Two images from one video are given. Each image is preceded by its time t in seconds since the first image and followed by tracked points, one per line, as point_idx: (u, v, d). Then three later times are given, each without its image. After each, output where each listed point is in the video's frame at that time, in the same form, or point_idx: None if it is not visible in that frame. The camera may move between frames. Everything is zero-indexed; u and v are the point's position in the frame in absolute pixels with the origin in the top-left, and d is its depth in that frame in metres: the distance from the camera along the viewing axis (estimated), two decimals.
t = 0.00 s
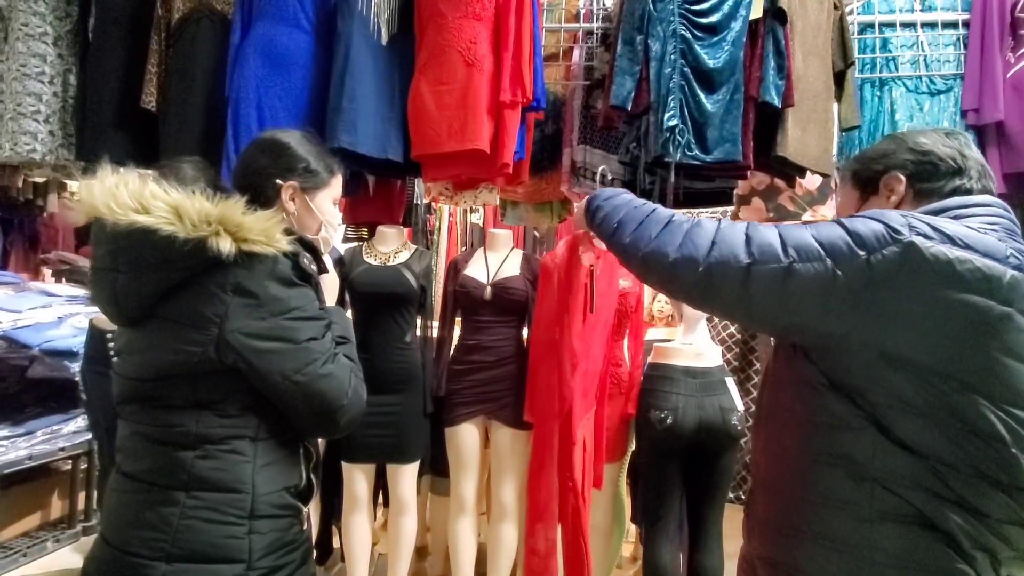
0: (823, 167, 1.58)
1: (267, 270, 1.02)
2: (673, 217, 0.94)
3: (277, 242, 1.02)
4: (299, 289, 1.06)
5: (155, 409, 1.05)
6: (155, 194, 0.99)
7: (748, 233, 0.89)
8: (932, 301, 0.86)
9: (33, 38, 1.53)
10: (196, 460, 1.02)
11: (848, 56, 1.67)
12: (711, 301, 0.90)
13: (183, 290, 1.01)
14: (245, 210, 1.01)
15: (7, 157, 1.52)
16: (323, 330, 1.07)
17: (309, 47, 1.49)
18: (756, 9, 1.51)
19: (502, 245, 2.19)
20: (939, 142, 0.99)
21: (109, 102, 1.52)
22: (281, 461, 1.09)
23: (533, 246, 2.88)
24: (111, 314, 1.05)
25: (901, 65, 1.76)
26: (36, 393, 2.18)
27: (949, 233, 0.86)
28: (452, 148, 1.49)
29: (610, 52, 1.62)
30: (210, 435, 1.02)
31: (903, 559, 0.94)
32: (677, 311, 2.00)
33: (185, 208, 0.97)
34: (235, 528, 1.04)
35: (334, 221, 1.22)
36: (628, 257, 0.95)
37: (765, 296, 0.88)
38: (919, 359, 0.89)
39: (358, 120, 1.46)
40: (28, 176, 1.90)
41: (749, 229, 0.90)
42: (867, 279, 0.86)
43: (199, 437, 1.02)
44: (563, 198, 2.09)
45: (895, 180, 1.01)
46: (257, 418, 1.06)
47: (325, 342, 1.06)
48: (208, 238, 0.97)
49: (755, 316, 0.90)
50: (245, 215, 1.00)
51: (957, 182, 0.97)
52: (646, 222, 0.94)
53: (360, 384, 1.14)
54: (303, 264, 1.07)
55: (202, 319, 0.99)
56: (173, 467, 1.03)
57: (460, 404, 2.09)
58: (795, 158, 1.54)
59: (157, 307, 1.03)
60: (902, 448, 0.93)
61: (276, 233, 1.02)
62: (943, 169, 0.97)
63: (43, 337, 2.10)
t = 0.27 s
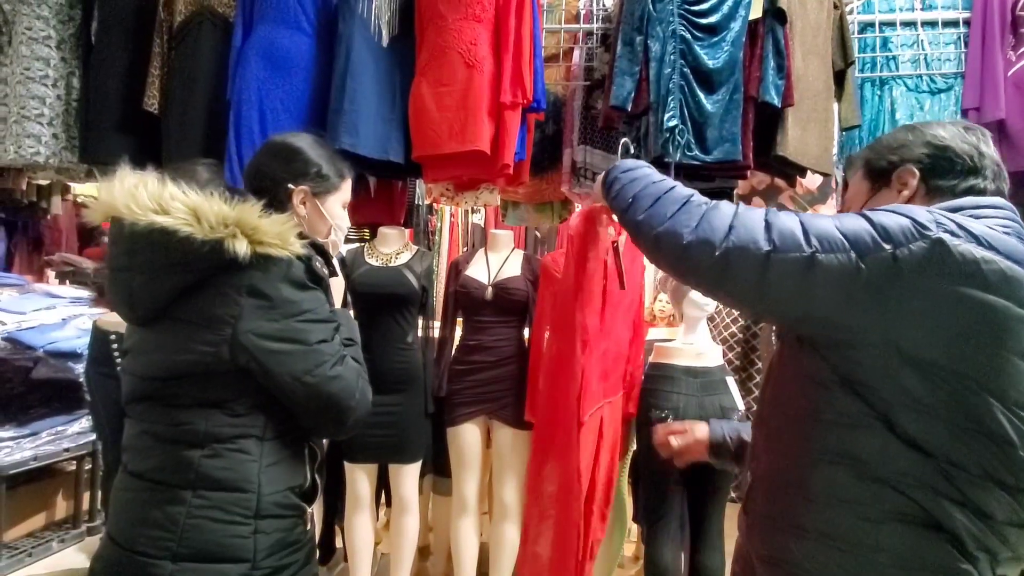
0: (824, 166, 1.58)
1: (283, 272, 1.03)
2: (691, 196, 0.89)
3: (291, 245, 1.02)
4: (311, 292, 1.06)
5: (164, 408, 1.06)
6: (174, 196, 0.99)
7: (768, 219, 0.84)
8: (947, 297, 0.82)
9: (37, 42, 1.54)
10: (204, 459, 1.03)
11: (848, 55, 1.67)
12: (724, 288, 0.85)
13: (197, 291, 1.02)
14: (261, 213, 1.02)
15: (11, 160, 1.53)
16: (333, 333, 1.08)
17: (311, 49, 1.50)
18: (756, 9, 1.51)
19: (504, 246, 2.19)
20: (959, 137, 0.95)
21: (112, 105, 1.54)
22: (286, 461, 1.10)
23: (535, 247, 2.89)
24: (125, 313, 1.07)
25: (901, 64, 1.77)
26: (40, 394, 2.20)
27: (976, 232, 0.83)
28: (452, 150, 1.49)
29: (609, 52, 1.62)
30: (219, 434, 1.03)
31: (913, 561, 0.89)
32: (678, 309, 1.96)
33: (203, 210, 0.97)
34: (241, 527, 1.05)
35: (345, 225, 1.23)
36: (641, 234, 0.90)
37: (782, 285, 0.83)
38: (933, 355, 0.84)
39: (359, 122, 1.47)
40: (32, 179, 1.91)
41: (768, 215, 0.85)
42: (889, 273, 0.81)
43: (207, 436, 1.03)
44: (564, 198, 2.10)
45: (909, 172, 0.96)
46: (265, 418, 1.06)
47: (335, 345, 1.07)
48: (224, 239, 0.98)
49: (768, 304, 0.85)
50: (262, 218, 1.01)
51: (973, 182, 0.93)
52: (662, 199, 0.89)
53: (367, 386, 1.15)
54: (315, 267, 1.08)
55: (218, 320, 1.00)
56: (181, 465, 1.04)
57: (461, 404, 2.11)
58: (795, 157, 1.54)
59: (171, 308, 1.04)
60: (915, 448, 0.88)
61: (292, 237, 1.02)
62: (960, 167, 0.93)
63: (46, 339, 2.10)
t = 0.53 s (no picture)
0: (823, 165, 1.57)
1: (279, 271, 1.03)
2: (706, 179, 0.83)
3: (286, 245, 1.02)
4: (307, 292, 1.06)
5: (162, 408, 1.06)
6: (171, 195, 1.00)
7: (789, 210, 0.80)
8: (958, 298, 0.78)
9: (40, 44, 1.55)
10: (201, 459, 1.04)
11: (848, 55, 1.67)
12: (740, 280, 0.81)
13: (195, 290, 1.03)
14: (257, 213, 1.02)
15: (15, 162, 1.54)
16: (330, 334, 1.08)
17: (311, 51, 1.50)
18: (755, 9, 1.51)
19: (504, 246, 2.20)
20: (986, 131, 0.88)
21: (114, 108, 1.54)
22: (282, 461, 1.11)
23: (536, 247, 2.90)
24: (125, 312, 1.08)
25: (902, 63, 1.77)
26: (44, 395, 2.21)
27: (999, 234, 0.80)
28: (452, 150, 1.50)
29: (609, 52, 1.63)
30: (215, 434, 1.04)
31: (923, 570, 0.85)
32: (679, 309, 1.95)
33: (198, 210, 0.98)
34: (236, 527, 1.05)
35: (346, 224, 1.23)
36: (652, 217, 0.84)
37: (801, 281, 0.79)
38: (942, 357, 0.80)
39: (359, 123, 1.48)
40: (35, 180, 1.93)
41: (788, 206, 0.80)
42: (914, 272, 0.78)
43: (204, 436, 1.04)
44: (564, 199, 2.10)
45: (931, 164, 0.89)
46: (261, 418, 1.07)
47: (331, 346, 1.07)
48: (219, 239, 0.98)
49: (784, 300, 0.81)
50: (256, 218, 1.01)
51: (993, 184, 0.88)
52: (676, 180, 0.83)
53: (365, 387, 1.15)
54: (309, 267, 1.08)
55: (214, 320, 1.01)
56: (178, 465, 1.05)
57: (462, 403, 2.11)
58: (795, 156, 1.54)
59: (170, 307, 1.05)
60: (922, 450, 0.83)
61: (286, 237, 1.02)
62: (985, 166, 0.88)
63: (49, 339, 2.11)
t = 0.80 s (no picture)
0: (820, 164, 1.58)
1: (251, 271, 1.02)
2: (705, 180, 0.79)
3: (258, 244, 1.01)
4: (285, 292, 1.05)
5: (149, 408, 1.07)
6: (144, 195, 1.00)
7: (796, 213, 0.76)
8: (959, 301, 0.76)
9: (39, 46, 1.55)
10: (184, 458, 1.04)
11: (845, 53, 1.67)
12: (744, 287, 0.77)
13: (175, 290, 1.03)
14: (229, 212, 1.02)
15: (14, 164, 1.55)
16: (311, 334, 1.07)
17: (308, 51, 1.50)
18: (751, 8, 1.51)
19: (501, 245, 2.20)
20: (995, 122, 0.85)
21: (112, 109, 1.55)
22: (267, 462, 1.10)
23: (534, 246, 2.91)
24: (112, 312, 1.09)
25: (899, 61, 1.77)
26: (44, 396, 2.22)
27: (1008, 238, 0.77)
28: (450, 150, 1.50)
29: (605, 52, 1.63)
30: (197, 433, 1.04)
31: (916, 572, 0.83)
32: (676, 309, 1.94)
33: (168, 208, 0.98)
34: (217, 529, 1.05)
35: (337, 222, 1.22)
36: (649, 219, 0.79)
37: (809, 289, 0.75)
38: (943, 359, 0.78)
39: (357, 123, 1.48)
40: (35, 182, 1.93)
41: (795, 209, 0.76)
42: (923, 279, 0.75)
43: (187, 435, 1.04)
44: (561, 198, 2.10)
45: (941, 157, 0.85)
46: (243, 419, 1.06)
47: (311, 347, 1.06)
48: (189, 237, 0.98)
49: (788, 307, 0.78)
50: (228, 217, 1.01)
51: (1000, 179, 0.86)
52: (673, 180, 0.78)
53: (351, 390, 1.13)
54: (287, 267, 1.06)
55: (192, 319, 1.01)
56: (164, 464, 1.05)
57: (460, 403, 2.11)
58: (791, 155, 1.54)
59: (153, 306, 1.05)
60: (916, 452, 0.81)
61: (258, 235, 1.01)
62: (994, 161, 0.85)
63: (50, 340, 2.12)
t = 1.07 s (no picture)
0: (816, 162, 1.57)
1: (221, 273, 0.99)
2: (695, 194, 0.75)
3: (227, 244, 0.98)
4: (259, 294, 1.01)
5: (128, 410, 1.06)
6: (117, 195, 1.00)
7: (794, 223, 0.73)
8: (960, 303, 0.72)
9: (35, 49, 1.56)
10: (159, 461, 1.03)
11: (840, 51, 1.67)
12: (748, 305, 0.73)
13: (153, 291, 1.03)
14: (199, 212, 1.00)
15: (10, 166, 1.55)
16: (288, 338, 1.03)
17: (302, 52, 1.50)
18: (745, 5, 1.51)
19: (497, 245, 2.20)
20: (984, 110, 0.82)
21: (106, 110, 1.55)
22: (246, 465, 1.07)
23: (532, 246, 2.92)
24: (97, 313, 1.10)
25: (894, 58, 1.78)
26: (42, 398, 2.22)
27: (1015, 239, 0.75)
28: (445, 149, 1.50)
29: (600, 50, 1.63)
30: (170, 436, 1.02)
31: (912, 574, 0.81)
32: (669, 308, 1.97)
33: (138, 208, 0.97)
34: (189, 532, 1.02)
35: (324, 220, 1.20)
36: (640, 237, 0.74)
37: (820, 303, 0.72)
38: (938, 363, 0.74)
39: (352, 122, 1.48)
40: (32, 184, 1.94)
41: (794, 219, 0.73)
42: (934, 285, 0.72)
43: (163, 438, 1.02)
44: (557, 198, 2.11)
45: (931, 149, 0.82)
46: (218, 422, 1.03)
47: (287, 351, 1.02)
48: (159, 237, 0.97)
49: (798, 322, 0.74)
50: (197, 216, 0.98)
51: (991, 169, 0.83)
52: (663, 196, 0.74)
53: (331, 397, 1.09)
54: (260, 269, 1.01)
55: (167, 320, 1.00)
56: (140, 466, 1.04)
57: (457, 403, 2.10)
58: (786, 153, 1.54)
59: (134, 306, 1.05)
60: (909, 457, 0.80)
61: (227, 234, 0.98)
62: (986, 150, 0.82)
63: (48, 342, 2.12)
